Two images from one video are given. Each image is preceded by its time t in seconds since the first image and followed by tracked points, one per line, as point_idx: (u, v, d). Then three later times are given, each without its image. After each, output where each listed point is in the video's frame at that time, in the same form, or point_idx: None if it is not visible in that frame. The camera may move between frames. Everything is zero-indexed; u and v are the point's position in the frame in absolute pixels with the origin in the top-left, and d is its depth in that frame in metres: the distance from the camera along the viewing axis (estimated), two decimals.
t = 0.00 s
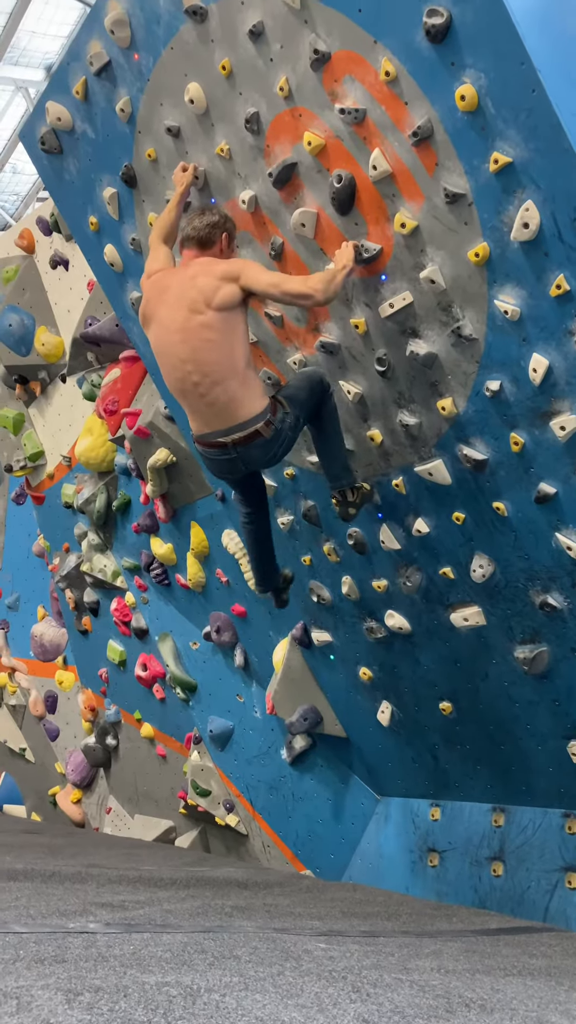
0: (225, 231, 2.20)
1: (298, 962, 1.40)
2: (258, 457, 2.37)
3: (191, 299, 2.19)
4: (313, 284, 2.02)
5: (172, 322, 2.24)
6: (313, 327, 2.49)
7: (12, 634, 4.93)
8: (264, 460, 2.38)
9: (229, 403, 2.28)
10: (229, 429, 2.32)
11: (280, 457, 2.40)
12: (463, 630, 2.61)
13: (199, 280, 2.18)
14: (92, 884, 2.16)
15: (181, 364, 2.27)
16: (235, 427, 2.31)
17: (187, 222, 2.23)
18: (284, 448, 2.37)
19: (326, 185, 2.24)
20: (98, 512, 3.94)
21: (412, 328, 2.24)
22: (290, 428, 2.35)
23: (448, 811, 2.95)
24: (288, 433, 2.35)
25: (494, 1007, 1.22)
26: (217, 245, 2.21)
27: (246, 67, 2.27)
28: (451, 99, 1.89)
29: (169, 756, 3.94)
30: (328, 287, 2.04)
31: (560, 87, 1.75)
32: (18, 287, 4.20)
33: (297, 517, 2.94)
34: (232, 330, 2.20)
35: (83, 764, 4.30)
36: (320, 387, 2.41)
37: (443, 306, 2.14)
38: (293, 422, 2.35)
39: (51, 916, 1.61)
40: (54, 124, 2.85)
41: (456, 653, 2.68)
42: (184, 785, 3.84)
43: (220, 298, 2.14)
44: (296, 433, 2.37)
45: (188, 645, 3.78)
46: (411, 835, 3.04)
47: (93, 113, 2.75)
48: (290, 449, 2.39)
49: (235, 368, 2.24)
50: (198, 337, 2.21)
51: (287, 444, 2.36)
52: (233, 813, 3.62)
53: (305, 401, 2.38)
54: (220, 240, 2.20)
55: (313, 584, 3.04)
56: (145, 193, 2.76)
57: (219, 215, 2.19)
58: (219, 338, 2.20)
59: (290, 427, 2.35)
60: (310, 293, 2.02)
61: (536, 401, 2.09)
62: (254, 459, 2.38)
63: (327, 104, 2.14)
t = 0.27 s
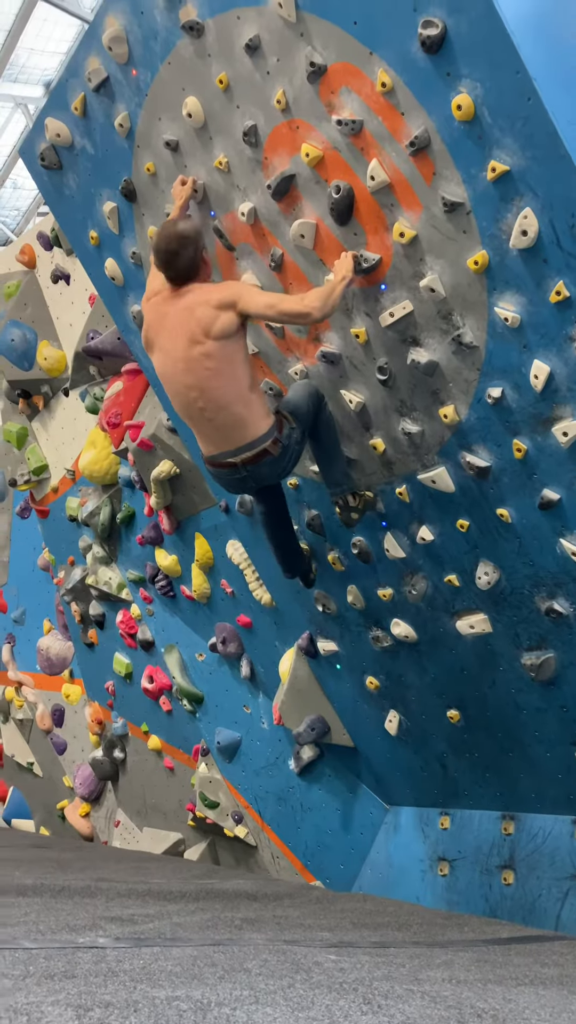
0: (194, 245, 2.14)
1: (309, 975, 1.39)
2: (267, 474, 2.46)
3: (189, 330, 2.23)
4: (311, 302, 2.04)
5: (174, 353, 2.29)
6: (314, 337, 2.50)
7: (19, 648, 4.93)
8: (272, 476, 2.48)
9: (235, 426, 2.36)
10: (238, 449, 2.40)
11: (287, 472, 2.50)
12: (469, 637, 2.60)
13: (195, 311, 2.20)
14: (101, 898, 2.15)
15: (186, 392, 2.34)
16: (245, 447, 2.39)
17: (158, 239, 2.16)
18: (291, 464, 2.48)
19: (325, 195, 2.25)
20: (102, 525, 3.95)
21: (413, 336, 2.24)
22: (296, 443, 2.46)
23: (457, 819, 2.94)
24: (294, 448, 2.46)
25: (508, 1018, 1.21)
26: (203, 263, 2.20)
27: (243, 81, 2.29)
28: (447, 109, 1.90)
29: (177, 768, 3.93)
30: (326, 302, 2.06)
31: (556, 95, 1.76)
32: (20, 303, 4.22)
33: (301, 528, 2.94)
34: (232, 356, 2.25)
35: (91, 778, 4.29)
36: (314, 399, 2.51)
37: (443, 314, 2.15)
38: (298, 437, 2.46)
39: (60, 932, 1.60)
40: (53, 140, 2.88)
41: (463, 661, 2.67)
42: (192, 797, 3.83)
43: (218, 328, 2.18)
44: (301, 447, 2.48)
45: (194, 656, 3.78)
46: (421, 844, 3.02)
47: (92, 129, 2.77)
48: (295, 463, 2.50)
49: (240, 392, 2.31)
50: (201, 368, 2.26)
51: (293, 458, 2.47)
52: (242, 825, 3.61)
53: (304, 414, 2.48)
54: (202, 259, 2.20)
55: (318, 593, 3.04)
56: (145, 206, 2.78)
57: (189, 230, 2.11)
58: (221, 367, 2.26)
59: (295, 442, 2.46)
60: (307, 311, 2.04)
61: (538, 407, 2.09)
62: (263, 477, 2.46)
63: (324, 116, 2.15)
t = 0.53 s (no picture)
0: (190, 281, 2.15)
1: (326, 990, 1.38)
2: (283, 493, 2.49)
3: (195, 362, 2.25)
4: (309, 318, 2.07)
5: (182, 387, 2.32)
6: (320, 351, 2.51)
7: (31, 665, 4.95)
8: (288, 494, 2.50)
9: (248, 451, 2.38)
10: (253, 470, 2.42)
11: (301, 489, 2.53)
12: (481, 647, 2.59)
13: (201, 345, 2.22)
14: (117, 915, 2.15)
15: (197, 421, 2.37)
16: (259, 468, 2.42)
17: (152, 277, 2.16)
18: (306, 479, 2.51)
19: (328, 209, 2.27)
20: (112, 540, 3.96)
21: (418, 348, 2.25)
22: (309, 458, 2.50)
23: (473, 831, 2.92)
24: (308, 464, 2.50)
25: None
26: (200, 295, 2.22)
27: (245, 98, 2.32)
28: (448, 121, 1.92)
29: (191, 783, 3.92)
30: (327, 318, 2.08)
31: (557, 105, 1.77)
32: (28, 321, 4.26)
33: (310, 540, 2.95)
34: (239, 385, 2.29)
35: (105, 794, 4.29)
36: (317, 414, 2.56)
37: (448, 325, 2.16)
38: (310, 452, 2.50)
39: (77, 950, 1.60)
40: (58, 160, 2.91)
41: (476, 671, 2.66)
42: (207, 812, 3.82)
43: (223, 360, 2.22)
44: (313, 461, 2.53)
45: (206, 670, 3.77)
46: (438, 856, 3.00)
47: (97, 148, 2.80)
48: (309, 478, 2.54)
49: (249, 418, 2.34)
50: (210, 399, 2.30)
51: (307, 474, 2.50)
52: (257, 839, 3.59)
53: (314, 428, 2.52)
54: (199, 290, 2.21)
55: (329, 606, 3.04)
56: (150, 224, 2.80)
57: (185, 268, 2.11)
58: (228, 397, 2.30)
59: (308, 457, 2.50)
60: (309, 327, 2.06)
61: (545, 416, 2.09)
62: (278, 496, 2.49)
63: (326, 131, 2.17)
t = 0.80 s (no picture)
0: (192, 241, 2.28)
1: (352, 1007, 1.37)
2: (294, 458, 2.57)
3: (207, 330, 2.38)
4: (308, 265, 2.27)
5: (196, 359, 2.44)
6: (333, 363, 2.52)
7: (50, 681, 4.96)
8: (300, 460, 2.59)
9: (266, 416, 2.51)
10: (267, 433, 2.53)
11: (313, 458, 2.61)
12: (500, 657, 2.58)
13: (212, 313, 2.35)
14: (139, 931, 2.14)
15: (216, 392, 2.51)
16: (271, 432, 2.53)
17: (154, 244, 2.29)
18: (317, 447, 2.60)
19: (340, 223, 2.28)
20: (129, 554, 3.98)
21: (432, 359, 2.25)
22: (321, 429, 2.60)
23: (495, 843, 2.89)
24: (319, 435, 2.59)
25: None
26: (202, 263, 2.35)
27: (256, 114, 2.34)
28: (459, 133, 1.93)
29: (211, 797, 3.91)
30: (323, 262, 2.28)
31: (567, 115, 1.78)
32: (43, 340, 4.31)
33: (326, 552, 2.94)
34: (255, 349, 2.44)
35: (125, 809, 4.29)
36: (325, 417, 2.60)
37: (462, 335, 2.16)
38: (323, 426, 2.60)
39: (100, 966, 1.59)
40: (71, 179, 2.95)
41: (495, 682, 2.64)
42: (227, 826, 3.81)
43: (236, 322, 2.35)
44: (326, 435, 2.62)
45: (224, 684, 3.77)
46: (460, 869, 2.98)
47: (109, 167, 2.84)
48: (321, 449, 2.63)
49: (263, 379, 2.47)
50: (227, 368, 2.44)
51: (318, 442, 2.60)
52: (278, 853, 3.57)
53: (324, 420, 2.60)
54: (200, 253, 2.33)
55: (347, 617, 3.03)
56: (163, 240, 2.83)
57: (185, 228, 2.25)
58: (242, 358, 2.43)
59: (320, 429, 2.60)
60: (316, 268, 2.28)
61: (561, 424, 2.09)
62: (290, 464, 2.58)
63: (337, 146, 2.19)
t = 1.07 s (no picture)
0: (172, 200, 2.22)
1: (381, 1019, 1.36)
2: (280, 420, 2.48)
3: (205, 280, 2.32)
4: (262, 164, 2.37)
5: (195, 314, 2.38)
6: (352, 371, 2.52)
7: (71, 692, 4.99)
8: (287, 422, 2.50)
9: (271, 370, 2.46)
10: (256, 391, 2.46)
11: (303, 424, 2.52)
12: (523, 665, 2.56)
13: (211, 257, 2.31)
14: (164, 942, 2.14)
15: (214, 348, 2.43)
16: (260, 389, 2.46)
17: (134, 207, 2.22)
18: (304, 412, 2.50)
19: (356, 232, 2.29)
20: (149, 565, 3.99)
21: (451, 366, 2.25)
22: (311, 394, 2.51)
23: (521, 852, 2.86)
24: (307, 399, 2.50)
25: None
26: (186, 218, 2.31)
27: (271, 126, 2.35)
28: (474, 141, 1.93)
29: (233, 807, 3.90)
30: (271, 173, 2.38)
31: None
32: (62, 353, 4.34)
33: (346, 560, 2.94)
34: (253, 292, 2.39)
35: (147, 820, 4.29)
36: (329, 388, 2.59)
37: (480, 342, 2.15)
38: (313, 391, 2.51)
39: (127, 978, 1.59)
40: (89, 193, 2.98)
41: (518, 690, 2.62)
42: (249, 837, 3.80)
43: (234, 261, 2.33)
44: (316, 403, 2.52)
45: (245, 694, 3.77)
46: (485, 879, 2.95)
47: (126, 181, 2.87)
48: (312, 416, 2.53)
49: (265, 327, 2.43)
50: (227, 316, 2.37)
51: (306, 407, 2.50)
52: (301, 864, 3.55)
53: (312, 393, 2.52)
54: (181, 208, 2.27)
55: (368, 626, 3.02)
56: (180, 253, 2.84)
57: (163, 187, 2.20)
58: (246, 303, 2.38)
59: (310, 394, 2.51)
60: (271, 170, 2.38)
61: None
62: (274, 427, 2.49)
63: (352, 155, 2.19)
